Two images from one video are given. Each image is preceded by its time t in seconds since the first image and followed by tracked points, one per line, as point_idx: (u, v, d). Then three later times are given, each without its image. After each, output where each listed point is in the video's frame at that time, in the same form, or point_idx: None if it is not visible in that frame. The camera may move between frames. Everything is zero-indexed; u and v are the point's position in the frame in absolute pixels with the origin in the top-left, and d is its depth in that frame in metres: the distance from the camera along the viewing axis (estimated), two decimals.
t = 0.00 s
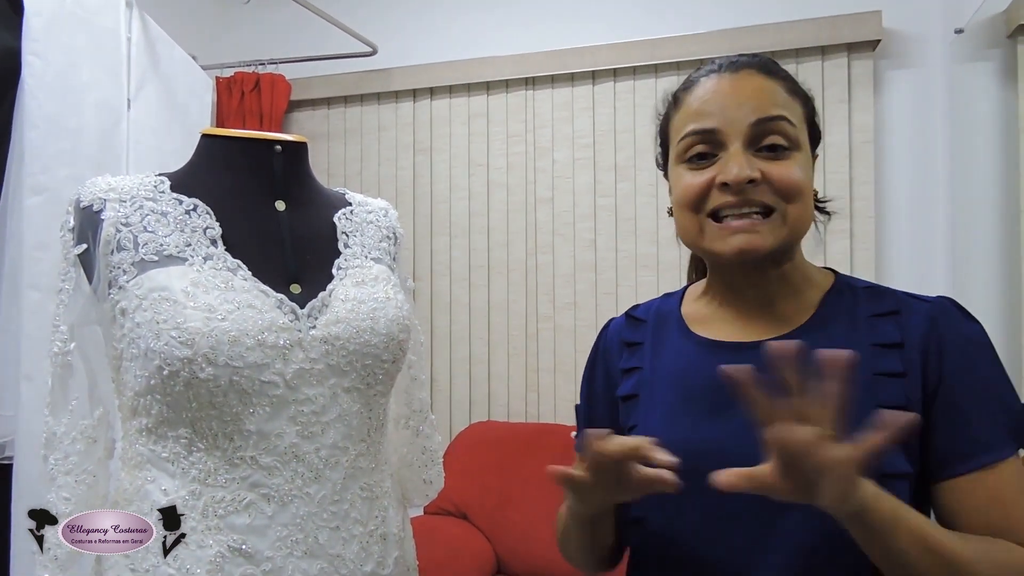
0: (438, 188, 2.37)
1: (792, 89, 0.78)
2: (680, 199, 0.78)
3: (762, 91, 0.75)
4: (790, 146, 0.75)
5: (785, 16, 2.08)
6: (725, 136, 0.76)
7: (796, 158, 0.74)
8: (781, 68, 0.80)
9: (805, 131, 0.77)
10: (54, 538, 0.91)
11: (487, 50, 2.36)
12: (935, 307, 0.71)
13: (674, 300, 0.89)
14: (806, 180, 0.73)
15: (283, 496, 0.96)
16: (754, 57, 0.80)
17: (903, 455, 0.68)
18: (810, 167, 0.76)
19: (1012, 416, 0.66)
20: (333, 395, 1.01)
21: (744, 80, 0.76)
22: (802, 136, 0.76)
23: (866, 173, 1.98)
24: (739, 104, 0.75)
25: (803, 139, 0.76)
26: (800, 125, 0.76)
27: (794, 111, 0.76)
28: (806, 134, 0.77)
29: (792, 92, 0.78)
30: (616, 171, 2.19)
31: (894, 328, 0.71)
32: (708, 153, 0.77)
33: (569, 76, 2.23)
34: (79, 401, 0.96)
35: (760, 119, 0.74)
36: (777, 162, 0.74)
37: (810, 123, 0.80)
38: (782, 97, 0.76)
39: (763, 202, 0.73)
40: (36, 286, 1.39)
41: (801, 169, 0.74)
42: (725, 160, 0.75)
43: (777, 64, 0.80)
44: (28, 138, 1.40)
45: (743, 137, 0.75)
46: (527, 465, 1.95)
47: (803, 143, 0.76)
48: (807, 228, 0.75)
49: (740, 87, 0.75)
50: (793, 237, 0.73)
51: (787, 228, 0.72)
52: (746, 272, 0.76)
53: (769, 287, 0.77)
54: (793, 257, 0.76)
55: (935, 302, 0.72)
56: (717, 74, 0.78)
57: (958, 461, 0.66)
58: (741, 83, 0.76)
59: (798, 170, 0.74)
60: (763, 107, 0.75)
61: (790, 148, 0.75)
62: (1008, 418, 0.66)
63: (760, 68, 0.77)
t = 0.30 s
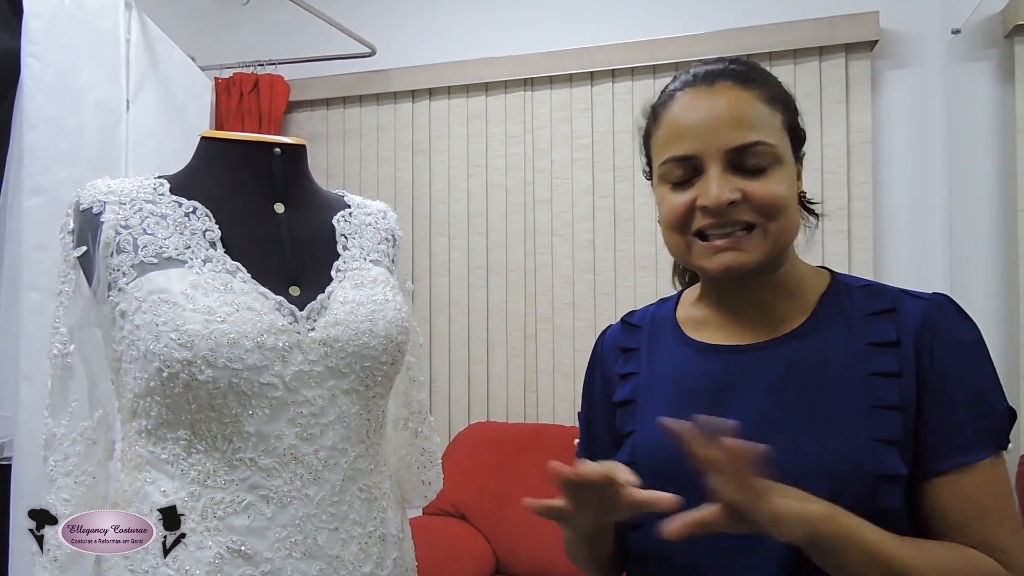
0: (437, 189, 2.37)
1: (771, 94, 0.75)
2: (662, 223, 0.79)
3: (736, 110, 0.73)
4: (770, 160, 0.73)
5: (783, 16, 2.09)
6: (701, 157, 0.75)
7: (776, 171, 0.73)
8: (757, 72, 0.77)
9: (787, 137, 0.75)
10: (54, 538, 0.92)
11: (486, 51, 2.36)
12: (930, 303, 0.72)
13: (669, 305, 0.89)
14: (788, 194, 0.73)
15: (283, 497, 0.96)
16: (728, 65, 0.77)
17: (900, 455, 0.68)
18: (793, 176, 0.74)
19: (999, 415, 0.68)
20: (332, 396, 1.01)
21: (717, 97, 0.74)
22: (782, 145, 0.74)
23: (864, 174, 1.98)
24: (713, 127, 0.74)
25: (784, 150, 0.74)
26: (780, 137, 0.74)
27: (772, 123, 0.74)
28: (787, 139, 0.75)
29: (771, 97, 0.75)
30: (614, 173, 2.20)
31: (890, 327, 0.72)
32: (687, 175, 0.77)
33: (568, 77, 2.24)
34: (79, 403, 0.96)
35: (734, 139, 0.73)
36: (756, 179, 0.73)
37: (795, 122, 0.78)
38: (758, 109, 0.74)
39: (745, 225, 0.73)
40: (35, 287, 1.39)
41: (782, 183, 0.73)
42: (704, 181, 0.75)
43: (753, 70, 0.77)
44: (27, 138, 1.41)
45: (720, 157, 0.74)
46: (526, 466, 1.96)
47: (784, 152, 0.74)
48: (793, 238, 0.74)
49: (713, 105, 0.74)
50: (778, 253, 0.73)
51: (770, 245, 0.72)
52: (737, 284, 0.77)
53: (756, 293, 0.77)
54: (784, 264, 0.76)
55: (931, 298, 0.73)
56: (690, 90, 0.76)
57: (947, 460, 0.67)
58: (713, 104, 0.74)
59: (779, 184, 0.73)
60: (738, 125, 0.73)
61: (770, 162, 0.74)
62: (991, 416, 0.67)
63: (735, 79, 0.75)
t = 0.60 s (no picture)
0: (436, 190, 2.38)
1: (668, 113, 0.76)
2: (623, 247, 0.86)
3: (623, 141, 0.78)
4: (654, 179, 0.75)
5: (781, 16, 2.09)
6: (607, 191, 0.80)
7: (663, 189, 0.74)
8: (666, 93, 0.78)
9: (681, 149, 0.75)
10: (54, 539, 0.92)
11: (485, 52, 2.36)
12: (927, 307, 0.71)
13: (673, 304, 0.91)
14: (673, 208, 0.74)
15: (283, 497, 0.96)
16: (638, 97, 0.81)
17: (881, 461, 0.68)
18: (689, 190, 0.74)
19: (1001, 419, 0.66)
20: (333, 396, 1.02)
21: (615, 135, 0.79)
22: (670, 162, 0.75)
23: (862, 174, 1.99)
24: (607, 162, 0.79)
25: (671, 167, 0.74)
26: (665, 154, 0.75)
27: (658, 143, 0.75)
28: (681, 152, 0.75)
29: (664, 116, 0.76)
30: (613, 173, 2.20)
31: (881, 331, 0.71)
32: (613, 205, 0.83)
33: (567, 78, 2.24)
34: (80, 403, 0.96)
35: (620, 171, 0.77)
36: (648, 200, 0.75)
37: (714, 128, 0.75)
38: (641, 137, 0.76)
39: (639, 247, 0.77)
40: (36, 287, 1.39)
41: (666, 200, 0.74)
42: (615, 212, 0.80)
43: (659, 94, 0.79)
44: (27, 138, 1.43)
45: (615, 188, 0.78)
46: (526, 466, 1.96)
47: (671, 168, 0.75)
48: (700, 246, 0.74)
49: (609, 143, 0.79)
50: (677, 269, 0.75)
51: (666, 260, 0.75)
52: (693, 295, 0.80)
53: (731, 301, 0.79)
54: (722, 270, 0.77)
55: (930, 303, 0.72)
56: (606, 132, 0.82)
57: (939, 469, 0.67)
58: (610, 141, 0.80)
59: (664, 201, 0.74)
60: (623, 157, 0.77)
61: (656, 181, 0.75)
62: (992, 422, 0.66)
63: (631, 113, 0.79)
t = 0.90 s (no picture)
0: (436, 191, 2.38)
1: (761, 104, 0.72)
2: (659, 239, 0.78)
3: (723, 127, 0.70)
4: (761, 175, 0.71)
5: (781, 17, 2.09)
6: (689, 174, 0.73)
7: (771, 186, 0.71)
8: (743, 80, 0.73)
9: (778, 147, 0.72)
10: (54, 539, 0.92)
11: (485, 53, 2.36)
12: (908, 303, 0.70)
13: (672, 303, 0.91)
14: (779, 208, 0.71)
15: (282, 498, 0.96)
16: (712, 74, 0.74)
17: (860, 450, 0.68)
18: (786, 191, 0.72)
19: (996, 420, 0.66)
20: (332, 398, 1.02)
21: (701, 113, 0.71)
22: (776, 159, 0.71)
23: (861, 174, 1.99)
24: (697, 147, 0.71)
25: (777, 162, 0.71)
26: (770, 148, 0.71)
27: (763, 134, 0.71)
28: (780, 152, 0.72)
29: (761, 108, 0.72)
30: (612, 174, 2.20)
31: (863, 325, 0.71)
32: (678, 191, 0.74)
33: (566, 79, 2.24)
34: (79, 404, 0.97)
35: (723, 157, 0.71)
36: (751, 195, 0.71)
37: (788, 126, 0.74)
38: (748, 123, 0.71)
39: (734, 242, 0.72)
40: (36, 289, 1.39)
41: (775, 199, 0.70)
42: (695, 198, 0.73)
43: (740, 79, 0.73)
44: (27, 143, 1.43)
45: (708, 174, 0.72)
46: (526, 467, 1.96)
47: (775, 166, 0.71)
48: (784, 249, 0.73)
49: (698, 122, 0.71)
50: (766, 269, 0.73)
51: (759, 260, 0.71)
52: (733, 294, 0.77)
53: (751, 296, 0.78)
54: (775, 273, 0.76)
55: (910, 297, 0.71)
56: (677, 102, 0.73)
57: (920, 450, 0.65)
58: (700, 121, 0.71)
59: (771, 200, 0.70)
60: (727, 143, 0.70)
61: (763, 176, 0.71)
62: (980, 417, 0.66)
63: (721, 90, 0.72)
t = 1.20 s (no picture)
0: (436, 192, 2.38)
1: (767, 127, 0.71)
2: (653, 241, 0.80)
3: (718, 148, 0.71)
4: (751, 202, 0.71)
5: (780, 19, 2.09)
6: (680, 194, 0.74)
7: (758, 213, 0.71)
8: (755, 98, 0.73)
9: (776, 172, 0.72)
10: (54, 539, 0.92)
11: (485, 54, 2.37)
12: (916, 317, 0.72)
13: (670, 302, 0.91)
14: (764, 236, 0.72)
15: (282, 499, 0.96)
16: (722, 91, 0.73)
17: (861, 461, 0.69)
18: (775, 217, 0.72)
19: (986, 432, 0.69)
20: (331, 398, 1.02)
21: (700, 134, 0.71)
22: (768, 185, 0.71)
23: (861, 175, 1.99)
24: (692, 166, 0.72)
25: (772, 189, 0.72)
26: (767, 174, 0.71)
27: (760, 160, 0.71)
28: (778, 176, 0.72)
29: (763, 131, 0.71)
30: (612, 175, 2.20)
31: (868, 339, 0.72)
32: (671, 203, 0.75)
33: (566, 80, 2.25)
34: (79, 405, 0.97)
35: (714, 182, 0.71)
36: (736, 220, 0.72)
37: (797, 148, 0.74)
38: (744, 149, 0.70)
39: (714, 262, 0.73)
40: (35, 289, 1.39)
41: (761, 227, 0.72)
42: (684, 216, 0.74)
43: (753, 97, 0.73)
44: (27, 143, 1.44)
45: (697, 198, 0.72)
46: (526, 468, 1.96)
47: (768, 193, 0.71)
48: (770, 271, 0.74)
49: (695, 144, 0.71)
50: (746, 288, 0.75)
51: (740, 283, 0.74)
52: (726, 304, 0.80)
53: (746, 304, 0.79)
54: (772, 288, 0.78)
55: (918, 312, 0.73)
56: (681, 119, 0.73)
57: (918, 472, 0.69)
58: (701, 140, 0.71)
59: (756, 228, 0.71)
60: (718, 168, 0.71)
61: (753, 203, 0.71)
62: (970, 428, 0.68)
63: (724, 112, 0.71)
